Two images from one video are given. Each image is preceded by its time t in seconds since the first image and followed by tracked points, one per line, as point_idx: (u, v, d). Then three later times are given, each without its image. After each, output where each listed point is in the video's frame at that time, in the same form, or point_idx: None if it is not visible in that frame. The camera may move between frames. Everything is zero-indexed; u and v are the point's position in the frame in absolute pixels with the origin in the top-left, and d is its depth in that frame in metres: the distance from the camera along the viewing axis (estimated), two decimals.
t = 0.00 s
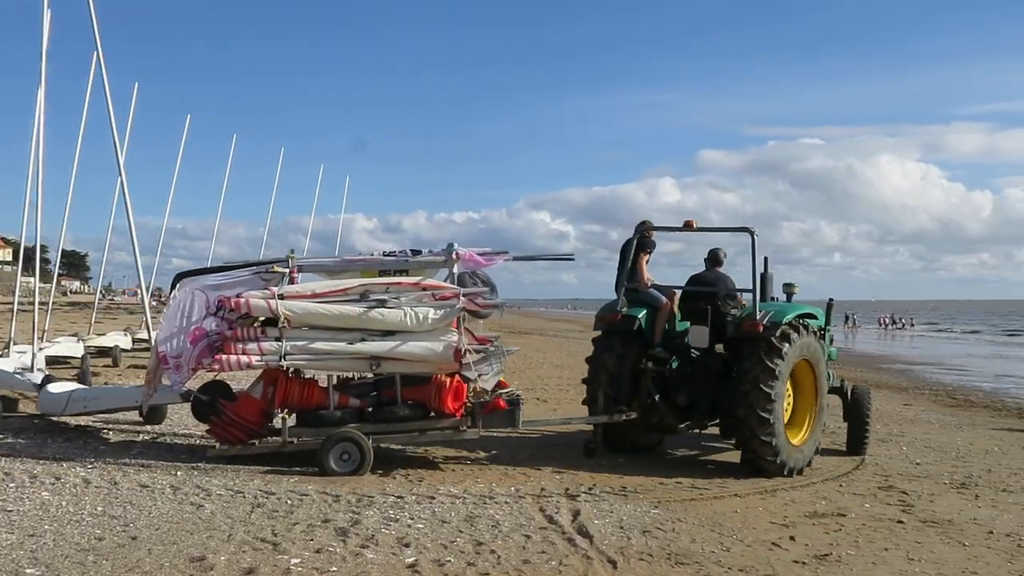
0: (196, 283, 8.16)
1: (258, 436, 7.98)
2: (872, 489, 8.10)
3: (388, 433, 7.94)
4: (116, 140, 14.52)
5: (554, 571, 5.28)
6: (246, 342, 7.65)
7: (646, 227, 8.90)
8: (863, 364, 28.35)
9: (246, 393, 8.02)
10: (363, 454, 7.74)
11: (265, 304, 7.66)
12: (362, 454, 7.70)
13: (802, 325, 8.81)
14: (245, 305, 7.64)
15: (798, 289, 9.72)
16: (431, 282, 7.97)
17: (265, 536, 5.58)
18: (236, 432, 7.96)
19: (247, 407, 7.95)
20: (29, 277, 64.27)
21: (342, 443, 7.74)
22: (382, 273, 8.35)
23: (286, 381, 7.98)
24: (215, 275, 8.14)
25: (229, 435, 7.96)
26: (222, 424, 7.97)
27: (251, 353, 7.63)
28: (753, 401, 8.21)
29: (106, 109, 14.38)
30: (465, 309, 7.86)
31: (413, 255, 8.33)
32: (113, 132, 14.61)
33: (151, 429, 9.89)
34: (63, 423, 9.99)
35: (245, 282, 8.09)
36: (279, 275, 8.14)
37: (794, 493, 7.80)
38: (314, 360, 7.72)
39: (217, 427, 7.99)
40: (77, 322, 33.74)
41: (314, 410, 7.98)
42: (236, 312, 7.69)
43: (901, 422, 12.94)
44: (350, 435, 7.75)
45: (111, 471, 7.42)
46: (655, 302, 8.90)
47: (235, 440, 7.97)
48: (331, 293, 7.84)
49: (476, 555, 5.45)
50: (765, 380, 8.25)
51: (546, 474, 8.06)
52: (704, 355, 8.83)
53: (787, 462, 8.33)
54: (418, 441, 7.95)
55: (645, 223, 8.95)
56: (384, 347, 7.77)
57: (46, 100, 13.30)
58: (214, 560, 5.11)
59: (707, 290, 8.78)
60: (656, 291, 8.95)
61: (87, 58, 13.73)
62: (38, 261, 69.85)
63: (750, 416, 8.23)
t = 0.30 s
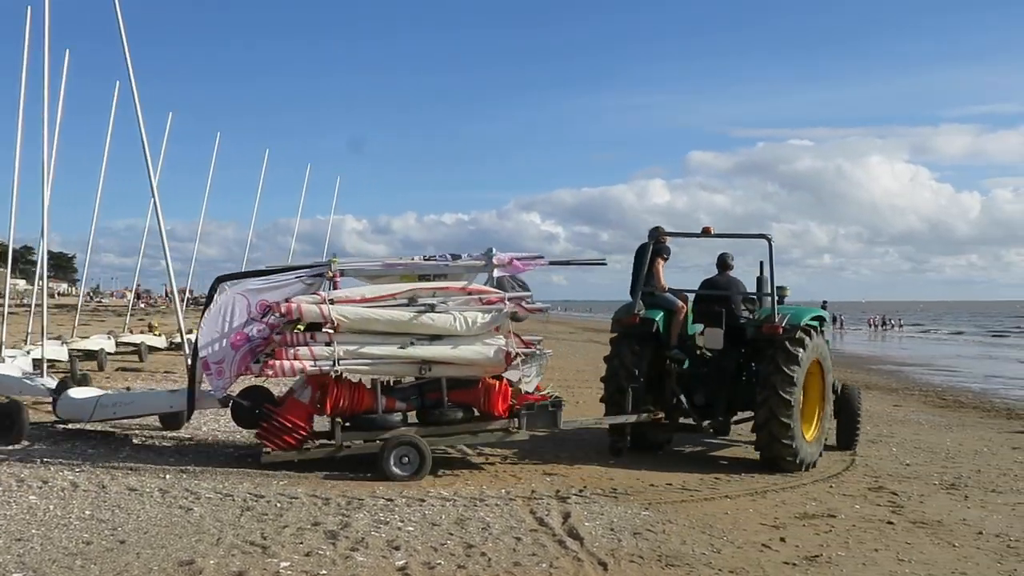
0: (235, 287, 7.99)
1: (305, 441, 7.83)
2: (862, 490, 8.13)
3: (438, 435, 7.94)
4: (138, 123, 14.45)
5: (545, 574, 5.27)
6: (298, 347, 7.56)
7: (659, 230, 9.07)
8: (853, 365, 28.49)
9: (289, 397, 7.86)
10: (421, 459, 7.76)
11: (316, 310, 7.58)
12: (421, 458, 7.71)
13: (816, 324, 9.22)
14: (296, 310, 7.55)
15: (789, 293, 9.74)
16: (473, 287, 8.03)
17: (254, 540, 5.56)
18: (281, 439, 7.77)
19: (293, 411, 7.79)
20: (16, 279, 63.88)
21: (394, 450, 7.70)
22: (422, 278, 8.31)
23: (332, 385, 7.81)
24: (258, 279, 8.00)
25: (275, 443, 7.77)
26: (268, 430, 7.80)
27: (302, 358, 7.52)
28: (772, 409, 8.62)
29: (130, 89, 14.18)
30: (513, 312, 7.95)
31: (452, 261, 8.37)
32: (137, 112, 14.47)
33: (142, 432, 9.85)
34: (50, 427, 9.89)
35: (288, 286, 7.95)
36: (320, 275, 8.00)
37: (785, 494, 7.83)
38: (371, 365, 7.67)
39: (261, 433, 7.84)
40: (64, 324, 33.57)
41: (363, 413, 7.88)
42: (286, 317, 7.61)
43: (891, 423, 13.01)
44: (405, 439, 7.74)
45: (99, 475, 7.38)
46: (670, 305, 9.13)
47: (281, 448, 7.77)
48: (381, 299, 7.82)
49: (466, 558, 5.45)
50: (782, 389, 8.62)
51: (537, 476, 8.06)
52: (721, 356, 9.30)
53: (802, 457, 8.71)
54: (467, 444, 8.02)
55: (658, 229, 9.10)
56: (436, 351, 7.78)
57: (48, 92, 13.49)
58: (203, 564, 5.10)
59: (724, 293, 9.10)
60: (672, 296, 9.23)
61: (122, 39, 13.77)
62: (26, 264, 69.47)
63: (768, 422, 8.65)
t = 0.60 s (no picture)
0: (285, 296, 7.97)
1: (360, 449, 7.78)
2: (860, 495, 8.13)
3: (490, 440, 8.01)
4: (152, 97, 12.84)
5: None
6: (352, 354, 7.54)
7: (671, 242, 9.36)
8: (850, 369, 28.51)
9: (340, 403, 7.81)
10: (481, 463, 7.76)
11: (368, 317, 7.57)
12: (479, 459, 7.71)
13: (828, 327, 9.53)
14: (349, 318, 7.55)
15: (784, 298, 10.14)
16: (517, 294, 8.19)
17: (251, 544, 5.55)
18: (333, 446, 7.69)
19: (345, 417, 7.72)
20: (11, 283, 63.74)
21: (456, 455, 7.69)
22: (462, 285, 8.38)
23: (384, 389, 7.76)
24: (306, 288, 7.99)
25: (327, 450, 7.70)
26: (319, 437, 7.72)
27: (358, 364, 7.50)
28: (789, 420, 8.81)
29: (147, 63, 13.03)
30: (559, 318, 8.18)
31: (494, 267, 8.33)
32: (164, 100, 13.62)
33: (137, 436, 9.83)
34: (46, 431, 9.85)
35: (333, 293, 7.98)
36: (364, 282, 8.05)
37: (782, 498, 7.83)
38: (422, 372, 7.70)
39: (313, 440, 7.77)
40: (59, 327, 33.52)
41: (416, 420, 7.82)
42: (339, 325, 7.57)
43: (888, 427, 13.03)
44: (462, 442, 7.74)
45: (96, 479, 7.36)
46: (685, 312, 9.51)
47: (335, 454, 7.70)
48: (431, 306, 7.93)
49: (464, 563, 5.44)
50: (800, 401, 8.86)
51: (534, 480, 8.05)
52: (736, 360, 9.53)
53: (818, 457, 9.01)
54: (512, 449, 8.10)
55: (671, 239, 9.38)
56: (486, 357, 7.89)
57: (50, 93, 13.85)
58: (200, 569, 5.08)
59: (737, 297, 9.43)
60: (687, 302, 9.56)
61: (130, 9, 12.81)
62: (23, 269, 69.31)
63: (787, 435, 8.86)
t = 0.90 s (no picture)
0: (343, 301, 7.91)
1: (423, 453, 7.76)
2: (861, 498, 8.12)
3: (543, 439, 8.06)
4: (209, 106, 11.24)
5: None
6: (418, 359, 7.53)
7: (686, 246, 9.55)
8: (852, 373, 28.45)
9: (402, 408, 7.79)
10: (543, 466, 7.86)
11: (433, 322, 7.59)
12: (543, 459, 7.83)
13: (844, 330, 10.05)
14: (415, 322, 7.54)
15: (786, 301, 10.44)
16: (567, 300, 8.32)
17: (252, 547, 5.55)
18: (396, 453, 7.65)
19: (407, 422, 7.69)
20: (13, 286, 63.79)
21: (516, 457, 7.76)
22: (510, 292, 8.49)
23: (446, 395, 7.74)
24: (366, 295, 7.94)
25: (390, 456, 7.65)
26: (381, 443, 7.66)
27: (424, 370, 7.51)
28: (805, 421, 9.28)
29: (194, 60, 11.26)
30: (607, 323, 8.28)
31: (539, 274, 8.54)
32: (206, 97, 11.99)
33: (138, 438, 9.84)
34: (47, 434, 9.86)
35: (390, 300, 7.96)
36: (420, 289, 8.09)
37: (783, 502, 7.82)
38: (484, 375, 7.73)
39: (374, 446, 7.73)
40: (60, 329, 33.53)
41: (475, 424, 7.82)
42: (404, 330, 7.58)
43: (890, 430, 13.02)
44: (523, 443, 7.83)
45: (97, 482, 7.37)
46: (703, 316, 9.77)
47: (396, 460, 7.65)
48: (492, 311, 7.97)
49: (464, 566, 5.44)
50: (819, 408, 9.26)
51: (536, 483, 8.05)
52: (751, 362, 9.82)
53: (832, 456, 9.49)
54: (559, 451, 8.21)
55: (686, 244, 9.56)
56: (546, 360, 7.99)
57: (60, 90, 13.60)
58: (201, 571, 5.08)
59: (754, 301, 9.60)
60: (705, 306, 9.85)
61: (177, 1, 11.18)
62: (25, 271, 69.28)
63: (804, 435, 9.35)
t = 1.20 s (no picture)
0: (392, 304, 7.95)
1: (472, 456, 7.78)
2: (858, 499, 8.13)
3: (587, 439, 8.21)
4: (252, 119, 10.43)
5: None
6: (472, 361, 7.56)
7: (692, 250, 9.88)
8: (849, 374, 28.44)
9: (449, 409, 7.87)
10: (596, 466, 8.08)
11: (484, 326, 7.63)
12: (592, 459, 8.03)
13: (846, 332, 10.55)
14: (467, 326, 7.57)
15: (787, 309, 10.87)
16: (602, 304, 8.51)
17: (249, 550, 5.55)
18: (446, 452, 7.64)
19: (456, 421, 7.73)
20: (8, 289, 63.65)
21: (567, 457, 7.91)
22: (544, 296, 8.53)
23: (492, 394, 7.82)
24: (415, 297, 7.97)
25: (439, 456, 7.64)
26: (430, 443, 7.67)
27: (478, 372, 7.52)
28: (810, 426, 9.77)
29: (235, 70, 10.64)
30: (642, 326, 8.56)
31: (573, 278, 8.60)
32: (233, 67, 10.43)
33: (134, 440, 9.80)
34: (43, 436, 9.83)
35: (437, 303, 7.98)
36: (465, 292, 8.09)
37: (780, 503, 7.82)
38: (531, 377, 7.82)
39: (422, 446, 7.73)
40: (54, 332, 33.45)
41: (522, 424, 7.89)
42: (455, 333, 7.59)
43: (886, 432, 13.04)
44: (573, 443, 8.03)
45: (94, 485, 7.35)
46: (710, 318, 10.23)
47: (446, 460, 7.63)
48: (537, 315, 8.06)
49: (461, 568, 5.44)
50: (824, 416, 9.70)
51: (533, 485, 8.05)
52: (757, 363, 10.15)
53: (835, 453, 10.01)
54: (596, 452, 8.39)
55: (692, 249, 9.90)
56: (587, 363, 8.15)
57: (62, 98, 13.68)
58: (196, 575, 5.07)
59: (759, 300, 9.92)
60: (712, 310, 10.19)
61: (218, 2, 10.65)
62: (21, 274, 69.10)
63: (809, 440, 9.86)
